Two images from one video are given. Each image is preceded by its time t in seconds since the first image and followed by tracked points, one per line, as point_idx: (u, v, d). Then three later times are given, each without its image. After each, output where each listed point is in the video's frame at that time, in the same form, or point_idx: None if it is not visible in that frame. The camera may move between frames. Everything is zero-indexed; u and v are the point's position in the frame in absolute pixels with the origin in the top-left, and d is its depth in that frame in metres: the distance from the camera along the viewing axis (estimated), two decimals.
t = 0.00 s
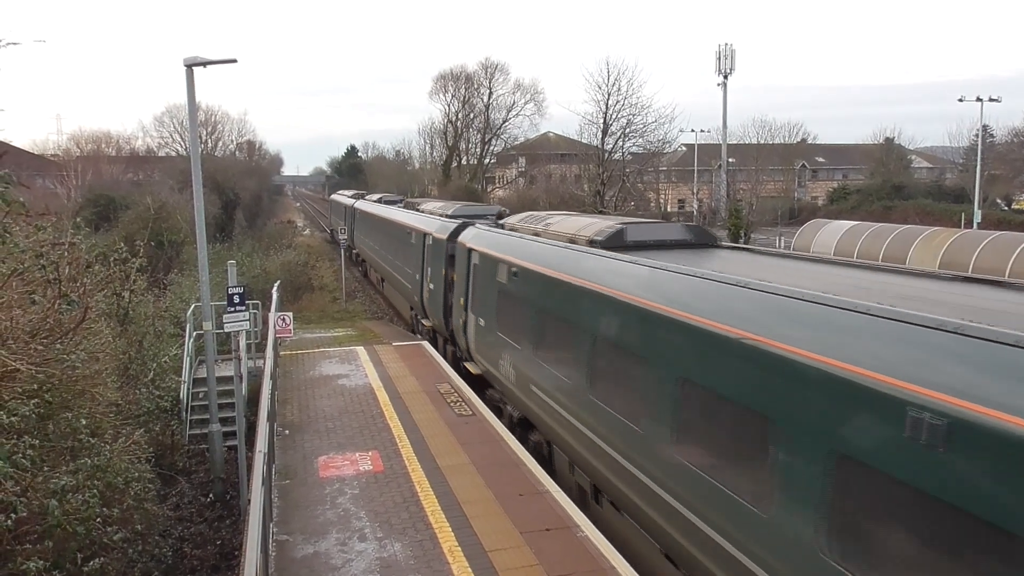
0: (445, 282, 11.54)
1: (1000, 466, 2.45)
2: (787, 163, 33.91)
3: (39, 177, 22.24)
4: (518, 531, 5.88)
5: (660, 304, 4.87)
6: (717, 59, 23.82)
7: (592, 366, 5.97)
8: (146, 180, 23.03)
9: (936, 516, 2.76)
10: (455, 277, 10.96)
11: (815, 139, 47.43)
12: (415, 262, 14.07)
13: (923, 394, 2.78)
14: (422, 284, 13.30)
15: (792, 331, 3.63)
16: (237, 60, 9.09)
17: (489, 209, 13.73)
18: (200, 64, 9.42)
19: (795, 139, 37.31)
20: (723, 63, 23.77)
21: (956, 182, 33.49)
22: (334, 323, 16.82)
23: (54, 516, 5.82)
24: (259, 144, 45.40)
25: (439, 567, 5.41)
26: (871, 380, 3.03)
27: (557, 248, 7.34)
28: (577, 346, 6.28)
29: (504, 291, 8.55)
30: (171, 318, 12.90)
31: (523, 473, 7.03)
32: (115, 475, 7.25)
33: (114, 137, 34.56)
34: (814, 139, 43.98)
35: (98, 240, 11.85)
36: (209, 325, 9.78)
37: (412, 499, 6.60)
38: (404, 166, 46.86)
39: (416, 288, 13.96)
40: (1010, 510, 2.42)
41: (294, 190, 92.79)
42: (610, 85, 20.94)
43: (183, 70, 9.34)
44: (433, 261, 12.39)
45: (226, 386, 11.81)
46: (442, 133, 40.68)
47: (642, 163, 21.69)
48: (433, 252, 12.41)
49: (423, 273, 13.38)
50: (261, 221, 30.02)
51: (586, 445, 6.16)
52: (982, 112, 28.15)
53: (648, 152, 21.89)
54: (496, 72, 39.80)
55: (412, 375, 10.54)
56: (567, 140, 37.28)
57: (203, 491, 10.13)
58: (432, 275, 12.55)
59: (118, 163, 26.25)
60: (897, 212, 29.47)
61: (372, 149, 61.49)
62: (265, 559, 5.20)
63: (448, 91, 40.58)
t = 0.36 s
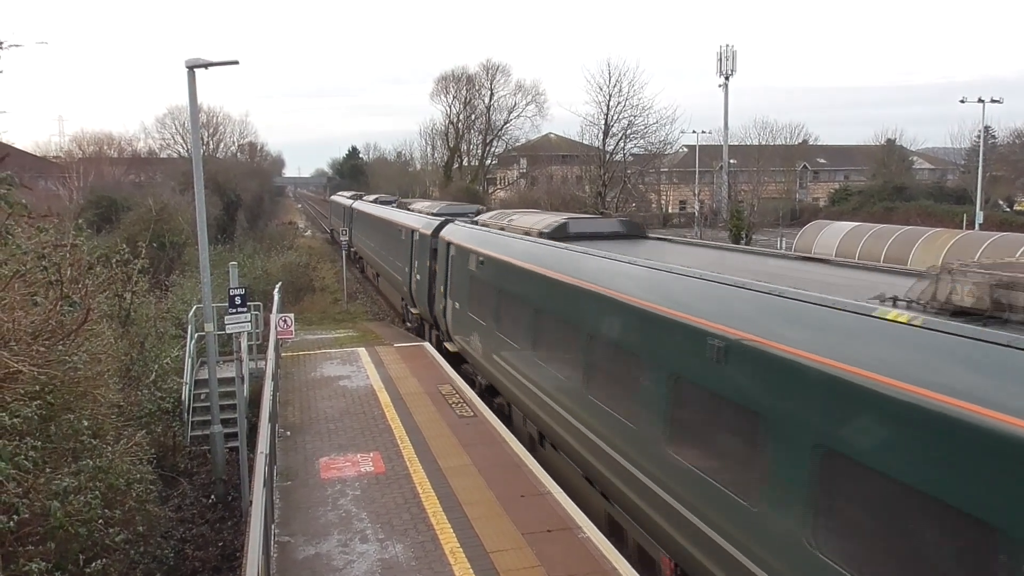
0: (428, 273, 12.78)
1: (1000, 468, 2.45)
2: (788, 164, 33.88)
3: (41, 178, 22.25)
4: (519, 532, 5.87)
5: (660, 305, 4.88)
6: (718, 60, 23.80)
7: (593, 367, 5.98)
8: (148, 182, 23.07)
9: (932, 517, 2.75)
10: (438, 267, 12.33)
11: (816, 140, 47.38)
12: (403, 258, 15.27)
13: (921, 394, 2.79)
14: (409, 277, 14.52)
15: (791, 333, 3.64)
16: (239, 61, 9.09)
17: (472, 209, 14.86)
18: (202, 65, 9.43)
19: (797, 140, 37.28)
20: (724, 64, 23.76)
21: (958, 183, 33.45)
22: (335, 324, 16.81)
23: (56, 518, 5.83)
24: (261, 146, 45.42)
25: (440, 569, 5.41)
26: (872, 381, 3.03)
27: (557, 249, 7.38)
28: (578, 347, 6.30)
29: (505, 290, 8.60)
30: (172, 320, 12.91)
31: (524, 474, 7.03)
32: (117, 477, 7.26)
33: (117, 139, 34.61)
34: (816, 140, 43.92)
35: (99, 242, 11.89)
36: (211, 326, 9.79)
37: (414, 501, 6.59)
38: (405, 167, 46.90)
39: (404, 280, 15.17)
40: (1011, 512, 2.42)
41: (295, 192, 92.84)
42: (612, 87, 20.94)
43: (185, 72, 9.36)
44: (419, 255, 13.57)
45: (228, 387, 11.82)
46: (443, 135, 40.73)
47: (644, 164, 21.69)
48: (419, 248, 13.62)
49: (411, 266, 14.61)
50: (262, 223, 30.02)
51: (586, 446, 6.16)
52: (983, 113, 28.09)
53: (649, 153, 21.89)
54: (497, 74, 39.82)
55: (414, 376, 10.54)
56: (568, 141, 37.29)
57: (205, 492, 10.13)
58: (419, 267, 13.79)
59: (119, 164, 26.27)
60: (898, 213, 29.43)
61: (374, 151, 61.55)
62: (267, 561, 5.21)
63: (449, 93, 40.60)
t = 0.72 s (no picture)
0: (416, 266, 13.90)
1: (996, 468, 2.47)
2: (791, 165, 33.85)
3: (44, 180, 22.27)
4: (521, 534, 5.88)
5: (663, 307, 4.88)
6: (721, 62, 23.78)
7: (595, 368, 5.99)
8: (151, 184, 23.10)
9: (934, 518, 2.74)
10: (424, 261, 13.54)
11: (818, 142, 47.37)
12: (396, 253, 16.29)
13: (920, 395, 2.79)
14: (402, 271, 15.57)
15: (793, 335, 3.65)
16: (241, 64, 9.10)
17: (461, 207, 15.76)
18: (205, 67, 9.44)
19: (799, 142, 37.26)
20: (727, 66, 23.73)
21: (961, 185, 33.42)
22: (338, 326, 16.78)
23: (58, 520, 5.84)
24: (263, 147, 45.45)
25: (442, 570, 5.41)
26: (871, 382, 3.03)
27: (560, 251, 7.42)
28: (579, 349, 6.33)
29: (506, 291, 8.67)
30: (175, 322, 12.92)
31: (526, 476, 7.02)
32: (120, 478, 7.27)
33: (120, 141, 34.66)
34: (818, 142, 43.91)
35: (102, 244, 11.91)
36: (214, 328, 9.79)
37: (416, 502, 6.60)
38: (408, 169, 46.91)
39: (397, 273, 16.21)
40: (1006, 511, 2.43)
41: (297, 194, 92.96)
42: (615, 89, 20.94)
43: (188, 74, 9.37)
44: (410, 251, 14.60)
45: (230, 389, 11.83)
46: (446, 137, 40.80)
47: (646, 166, 21.68)
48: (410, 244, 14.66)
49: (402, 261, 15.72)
50: (265, 224, 30.03)
51: (588, 448, 6.16)
52: (987, 115, 28.04)
53: (652, 155, 21.88)
54: (499, 75, 39.82)
55: (417, 378, 10.56)
56: (571, 144, 37.30)
57: (207, 494, 10.13)
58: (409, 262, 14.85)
59: (123, 166, 26.29)
60: (901, 215, 29.37)
61: (376, 153, 61.57)
62: (269, 563, 5.21)
63: (451, 94, 40.62)
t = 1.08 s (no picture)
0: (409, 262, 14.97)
1: (994, 469, 2.48)
2: (793, 166, 33.88)
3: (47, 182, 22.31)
4: (523, 536, 5.87)
5: (664, 308, 4.89)
6: (723, 63, 23.78)
7: (596, 369, 6.01)
8: (154, 186, 23.15)
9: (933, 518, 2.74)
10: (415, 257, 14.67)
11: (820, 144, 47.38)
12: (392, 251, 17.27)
13: (920, 396, 2.80)
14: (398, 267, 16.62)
15: (793, 336, 3.66)
16: (244, 66, 9.12)
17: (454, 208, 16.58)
18: (207, 69, 9.46)
19: (802, 143, 37.26)
20: (729, 67, 23.72)
21: (963, 186, 33.40)
22: (340, 328, 16.80)
23: (61, 521, 5.85)
24: (266, 149, 45.52)
25: (445, 572, 5.41)
26: (871, 383, 3.04)
27: (561, 252, 7.46)
28: (580, 349, 6.34)
29: (507, 291, 8.71)
30: (178, 323, 12.93)
31: (529, 478, 7.01)
32: (122, 480, 7.28)
33: (123, 143, 34.74)
34: (820, 143, 43.94)
35: (106, 246, 11.94)
36: (216, 330, 9.79)
37: (418, 504, 6.59)
38: (410, 171, 46.94)
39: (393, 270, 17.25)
40: (1003, 512, 2.44)
41: (299, 196, 93.08)
42: (617, 90, 20.95)
43: (191, 76, 9.39)
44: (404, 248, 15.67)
45: (232, 390, 11.83)
46: (448, 138, 40.87)
47: (648, 167, 21.69)
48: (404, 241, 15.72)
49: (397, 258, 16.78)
50: (267, 226, 30.09)
51: (590, 448, 6.15)
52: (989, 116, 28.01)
53: (654, 156, 21.89)
54: (501, 77, 39.87)
55: (419, 379, 10.56)
56: (573, 145, 37.31)
57: (210, 496, 10.14)
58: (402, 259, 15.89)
59: (125, 168, 26.33)
60: (903, 216, 29.35)
61: (378, 155, 61.67)
62: (272, 564, 5.21)
63: (453, 96, 40.67)
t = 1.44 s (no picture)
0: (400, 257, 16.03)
1: (989, 470, 2.48)
2: (794, 167, 33.87)
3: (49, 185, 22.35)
4: (524, 538, 5.86)
5: (664, 309, 4.88)
6: (723, 65, 23.80)
7: (596, 370, 6.01)
8: (155, 188, 23.18)
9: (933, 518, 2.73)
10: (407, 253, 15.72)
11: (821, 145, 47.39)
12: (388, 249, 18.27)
13: (920, 398, 2.79)
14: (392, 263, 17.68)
15: (792, 337, 3.65)
16: (244, 68, 9.12)
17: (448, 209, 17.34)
18: (209, 72, 9.48)
19: (803, 144, 37.28)
20: (730, 69, 23.73)
21: (964, 187, 33.37)
22: (341, 330, 16.80)
23: (63, 523, 5.86)
24: (267, 152, 45.57)
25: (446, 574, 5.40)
26: (871, 384, 3.03)
27: (560, 253, 7.47)
28: (581, 350, 6.34)
29: (507, 292, 8.72)
30: (180, 325, 12.95)
31: (530, 479, 7.00)
32: (124, 482, 7.29)
33: (125, 146, 34.80)
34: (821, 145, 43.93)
35: (107, 248, 11.96)
36: (218, 331, 9.79)
37: (419, 506, 6.59)
38: (411, 172, 46.97)
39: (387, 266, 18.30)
40: (1003, 514, 2.43)
41: (301, 198, 93.25)
42: (618, 92, 20.95)
43: (192, 78, 9.41)
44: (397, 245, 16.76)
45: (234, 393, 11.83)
46: (449, 140, 40.90)
47: (649, 169, 21.70)
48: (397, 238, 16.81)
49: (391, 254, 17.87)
50: (268, 228, 30.12)
51: (591, 449, 6.14)
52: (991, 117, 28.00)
53: (655, 158, 21.90)
54: (502, 79, 39.93)
55: (421, 381, 10.55)
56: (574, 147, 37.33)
57: (212, 497, 10.14)
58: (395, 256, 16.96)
59: (127, 171, 26.38)
60: (905, 217, 29.35)
61: (380, 157, 61.77)
62: (273, 566, 5.20)
63: (454, 98, 40.68)
